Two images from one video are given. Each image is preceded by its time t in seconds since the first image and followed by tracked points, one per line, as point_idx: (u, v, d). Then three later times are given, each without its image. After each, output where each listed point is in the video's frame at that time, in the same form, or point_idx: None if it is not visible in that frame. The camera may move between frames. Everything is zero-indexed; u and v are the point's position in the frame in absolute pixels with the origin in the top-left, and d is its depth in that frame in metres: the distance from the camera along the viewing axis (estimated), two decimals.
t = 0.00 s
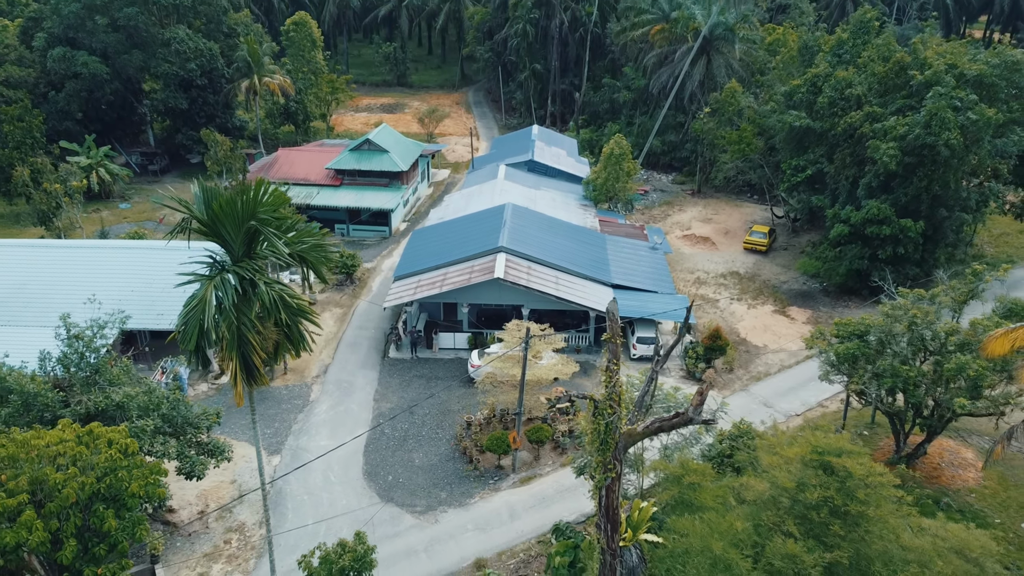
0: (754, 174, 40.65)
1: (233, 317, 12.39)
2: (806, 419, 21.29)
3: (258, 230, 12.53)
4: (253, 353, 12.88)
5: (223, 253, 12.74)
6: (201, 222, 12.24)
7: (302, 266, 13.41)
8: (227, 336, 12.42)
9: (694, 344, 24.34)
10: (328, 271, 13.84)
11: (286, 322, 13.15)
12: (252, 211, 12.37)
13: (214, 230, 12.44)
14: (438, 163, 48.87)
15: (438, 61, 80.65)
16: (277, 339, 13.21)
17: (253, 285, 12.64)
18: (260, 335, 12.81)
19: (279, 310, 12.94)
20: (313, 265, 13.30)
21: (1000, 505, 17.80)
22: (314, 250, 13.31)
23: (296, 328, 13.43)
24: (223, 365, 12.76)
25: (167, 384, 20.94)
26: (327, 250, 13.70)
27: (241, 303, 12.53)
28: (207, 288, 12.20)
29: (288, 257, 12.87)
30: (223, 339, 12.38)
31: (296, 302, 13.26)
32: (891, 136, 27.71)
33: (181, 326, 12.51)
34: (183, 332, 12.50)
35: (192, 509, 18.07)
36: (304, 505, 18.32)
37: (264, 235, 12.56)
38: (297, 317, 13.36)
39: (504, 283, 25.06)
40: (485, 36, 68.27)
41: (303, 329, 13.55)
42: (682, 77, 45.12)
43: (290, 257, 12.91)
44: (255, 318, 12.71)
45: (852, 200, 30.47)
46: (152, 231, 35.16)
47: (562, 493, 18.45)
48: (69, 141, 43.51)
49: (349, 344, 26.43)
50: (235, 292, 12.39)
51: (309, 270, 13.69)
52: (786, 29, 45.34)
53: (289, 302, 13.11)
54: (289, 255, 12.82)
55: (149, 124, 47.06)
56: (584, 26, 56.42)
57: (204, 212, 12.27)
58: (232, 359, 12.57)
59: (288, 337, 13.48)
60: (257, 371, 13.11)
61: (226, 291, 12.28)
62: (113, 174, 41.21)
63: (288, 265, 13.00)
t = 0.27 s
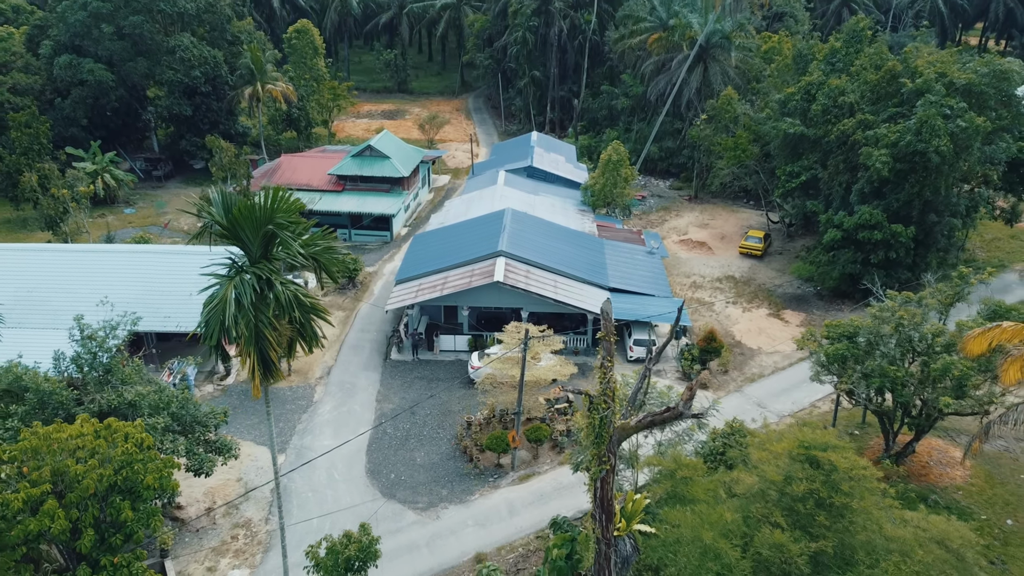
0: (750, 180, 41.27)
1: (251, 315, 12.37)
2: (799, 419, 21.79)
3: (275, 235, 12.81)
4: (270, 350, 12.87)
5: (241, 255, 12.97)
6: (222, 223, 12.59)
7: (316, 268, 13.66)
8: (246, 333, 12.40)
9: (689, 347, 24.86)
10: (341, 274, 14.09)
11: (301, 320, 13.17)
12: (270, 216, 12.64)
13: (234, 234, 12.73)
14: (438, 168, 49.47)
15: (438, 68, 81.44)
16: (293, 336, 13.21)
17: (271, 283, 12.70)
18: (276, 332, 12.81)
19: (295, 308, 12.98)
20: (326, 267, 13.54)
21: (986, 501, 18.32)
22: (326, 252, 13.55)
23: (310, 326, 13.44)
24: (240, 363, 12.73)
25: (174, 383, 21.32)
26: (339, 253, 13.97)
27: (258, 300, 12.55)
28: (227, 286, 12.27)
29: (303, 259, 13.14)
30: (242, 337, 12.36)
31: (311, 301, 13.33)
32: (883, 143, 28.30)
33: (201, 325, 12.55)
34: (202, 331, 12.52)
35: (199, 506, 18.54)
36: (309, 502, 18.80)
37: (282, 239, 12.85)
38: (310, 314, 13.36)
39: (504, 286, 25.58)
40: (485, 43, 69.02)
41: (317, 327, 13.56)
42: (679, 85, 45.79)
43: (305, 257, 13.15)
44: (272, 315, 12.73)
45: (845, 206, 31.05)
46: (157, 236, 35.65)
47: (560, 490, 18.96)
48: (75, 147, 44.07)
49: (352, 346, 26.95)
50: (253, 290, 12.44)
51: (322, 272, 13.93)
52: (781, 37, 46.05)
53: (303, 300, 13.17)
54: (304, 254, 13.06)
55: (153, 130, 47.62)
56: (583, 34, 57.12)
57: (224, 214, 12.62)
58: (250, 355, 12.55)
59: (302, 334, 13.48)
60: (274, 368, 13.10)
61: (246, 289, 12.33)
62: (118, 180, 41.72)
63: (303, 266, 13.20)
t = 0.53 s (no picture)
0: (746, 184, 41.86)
1: (267, 311, 12.81)
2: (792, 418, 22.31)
3: (291, 236, 13.06)
4: (286, 344, 13.30)
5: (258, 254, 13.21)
6: (239, 225, 12.75)
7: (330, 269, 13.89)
8: (263, 329, 12.84)
9: (686, 347, 25.39)
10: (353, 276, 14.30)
11: (316, 316, 13.52)
12: (287, 218, 12.90)
13: (252, 235, 12.96)
14: (439, 173, 50.07)
15: (439, 73, 82.16)
16: (308, 331, 13.60)
17: (286, 281, 13.07)
18: (292, 326, 13.22)
19: (310, 304, 13.34)
20: (339, 268, 13.75)
21: (974, 497, 18.83)
22: (339, 253, 13.79)
23: (324, 321, 13.80)
24: (258, 355, 13.17)
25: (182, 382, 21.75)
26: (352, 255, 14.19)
27: (275, 297, 12.93)
28: (245, 284, 12.73)
29: (318, 260, 13.41)
30: (259, 331, 12.81)
31: (325, 297, 13.65)
32: (876, 148, 28.87)
33: (221, 321, 13.01)
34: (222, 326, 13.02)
35: (207, 501, 19.06)
36: (314, 498, 19.29)
37: (297, 241, 13.12)
38: (325, 310, 13.71)
39: (504, 288, 26.11)
40: (485, 49, 69.71)
41: (331, 322, 13.90)
42: (676, 91, 46.42)
43: (319, 258, 13.38)
44: (288, 311, 13.12)
45: (839, 210, 31.64)
46: (162, 240, 36.19)
47: (559, 486, 19.47)
48: (81, 152, 44.69)
49: (355, 347, 27.49)
50: (270, 287, 12.84)
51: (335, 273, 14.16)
52: (778, 44, 46.70)
53: (318, 297, 13.50)
54: (319, 256, 13.32)
55: (158, 135, 48.25)
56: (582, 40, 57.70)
57: (242, 215, 12.78)
58: (268, 350, 12.99)
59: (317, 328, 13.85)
60: (290, 360, 13.53)
61: (262, 286, 12.75)
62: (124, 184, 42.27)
63: (317, 266, 13.45)
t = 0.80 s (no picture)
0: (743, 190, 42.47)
1: (283, 309, 13.32)
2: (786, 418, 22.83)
3: (306, 239, 13.59)
4: (301, 340, 13.85)
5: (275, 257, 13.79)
6: (257, 229, 13.35)
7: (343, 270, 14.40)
8: (279, 326, 13.38)
9: (683, 350, 25.90)
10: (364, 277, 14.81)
11: (329, 314, 14.02)
12: (302, 221, 13.44)
13: (269, 237, 13.51)
14: (440, 179, 50.69)
15: (440, 80, 82.89)
16: (322, 328, 14.13)
17: (301, 281, 13.53)
18: (307, 323, 13.76)
19: (324, 303, 13.82)
20: (351, 269, 14.27)
21: (963, 495, 19.33)
22: (352, 255, 14.32)
23: (337, 318, 14.30)
24: (275, 351, 13.73)
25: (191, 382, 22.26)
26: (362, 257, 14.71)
27: (290, 296, 13.41)
28: (262, 285, 13.25)
29: (331, 262, 13.94)
30: (276, 328, 13.36)
31: (338, 296, 14.09)
32: (870, 155, 29.44)
33: (239, 318, 13.54)
34: (240, 323, 13.57)
35: (215, 499, 19.55)
36: (319, 496, 19.77)
37: (311, 243, 13.66)
38: (337, 308, 14.20)
39: (504, 291, 26.66)
40: (485, 56, 70.42)
41: (344, 318, 14.41)
42: (674, 98, 47.06)
43: (333, 260, 13.94)
44: (303, 309, 13.64)
45: (833, 216, 32.23)
46: (168, 244, 36.71)
47: (558, 484, 19.99)
48: (88, 158, 45.28)
49: (358, 349, 28.02)
50: (286, 287, 13.32)
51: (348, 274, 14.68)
52: (774, 52, 47.41)
53: (331, 296, 13.95)
54: (334, 259, 13.86)
55: (162, 142, 48.84)
56: (582, 48, 58.55)
57: (260, 220, 13.40)
58: (284, 345, 13.54)
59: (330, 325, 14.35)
60: (305, 355, 14.09)
61: (278, 287, 13.26)
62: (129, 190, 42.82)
63: (331, 269, 14.00)
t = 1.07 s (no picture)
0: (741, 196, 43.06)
1: (300, 307, 13.87)
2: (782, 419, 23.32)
3: (322, 242, 14.16)
4: (316, 337, 14.36)
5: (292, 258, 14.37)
6: (275, 232, 14.00)
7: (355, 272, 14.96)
8: (296, 324, 13.91)
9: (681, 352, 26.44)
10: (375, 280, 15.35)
11: (343, 313, 14.54)
12: (318, 225, 14.01)
13: (286, 240, 14.09)
14: (442, 185, 51.29)
15: (440, 87, 83.64)
16: (336, 326, 14.64)
17: (317, 281, 14.09)
18: (322, 321, 14.29)
19: (338, 302, 14.36)
20: (363, 271, 14.83)
21: (954, 492, 19.83)
22: (364, 258, 14.87)
23: (351, 316, 14.81)
24: (292, 347, 14.23)
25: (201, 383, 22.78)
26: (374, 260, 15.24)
27: (306, 295, 13.97)
28: (280, 284, 13.82)
29: (345, 263, 14.49)
30: (293, 326, 13.89)
31: (352, 296, 14.62)
32: (865, 161, 30.00)
33: (257, 316, 14.05)
34: (258, 320, 14.14)
35: (224, 497, 20.02)
36: (326, 494, 20.24)
37: (326, 246, 14.23)
38: (351, 306, 14.73)
39: (506, 295, 27.21)
40: (486, 64, 71.16)
41: (357, 317, 14.91)
42: (673, 105, 47.70)
43: (348, 263, 14.48)
44: (319, 307, 14.17)
45: (829, 221, 32.78)
46: (174, 249, 37.23)
47: (559, 482, 20.51)
48: (94, 165, 45.84)
49: (362, 352, 28.55)
50: (301, 286, 13.88)
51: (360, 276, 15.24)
52: (771, 59, 48.11)
53: (345, 296, 14.48)
54: (349, 261, 14.39)
55: (168, 148, 49.43)
56: (582, 56, 59.37)
57: (278, 224, 14.05)
58: (301, 342, 14.06)
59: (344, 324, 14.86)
60: (320, 352, 14.59)
61: (294, 286, 13.82)
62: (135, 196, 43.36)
63: (346, 271, 14.52)
